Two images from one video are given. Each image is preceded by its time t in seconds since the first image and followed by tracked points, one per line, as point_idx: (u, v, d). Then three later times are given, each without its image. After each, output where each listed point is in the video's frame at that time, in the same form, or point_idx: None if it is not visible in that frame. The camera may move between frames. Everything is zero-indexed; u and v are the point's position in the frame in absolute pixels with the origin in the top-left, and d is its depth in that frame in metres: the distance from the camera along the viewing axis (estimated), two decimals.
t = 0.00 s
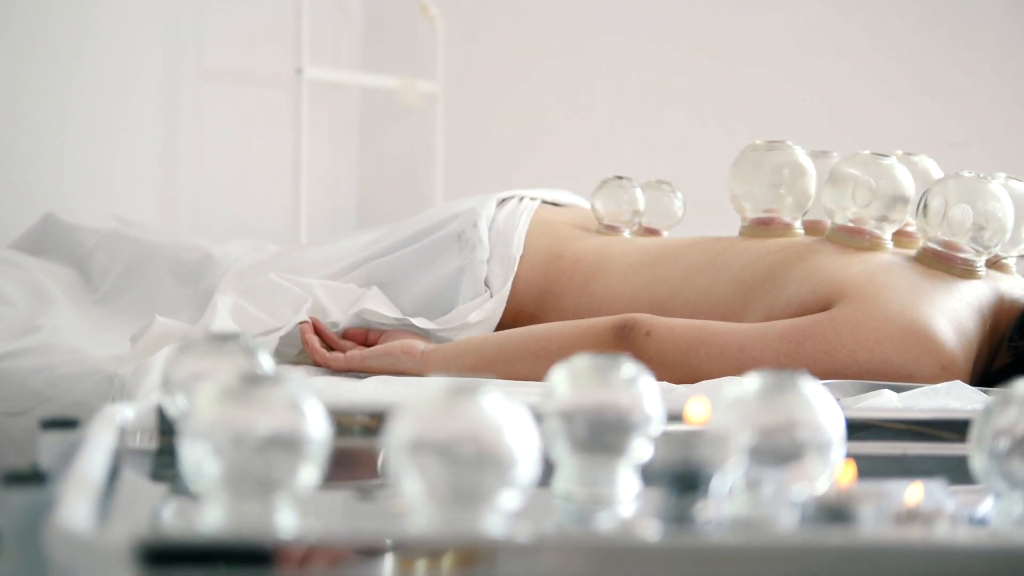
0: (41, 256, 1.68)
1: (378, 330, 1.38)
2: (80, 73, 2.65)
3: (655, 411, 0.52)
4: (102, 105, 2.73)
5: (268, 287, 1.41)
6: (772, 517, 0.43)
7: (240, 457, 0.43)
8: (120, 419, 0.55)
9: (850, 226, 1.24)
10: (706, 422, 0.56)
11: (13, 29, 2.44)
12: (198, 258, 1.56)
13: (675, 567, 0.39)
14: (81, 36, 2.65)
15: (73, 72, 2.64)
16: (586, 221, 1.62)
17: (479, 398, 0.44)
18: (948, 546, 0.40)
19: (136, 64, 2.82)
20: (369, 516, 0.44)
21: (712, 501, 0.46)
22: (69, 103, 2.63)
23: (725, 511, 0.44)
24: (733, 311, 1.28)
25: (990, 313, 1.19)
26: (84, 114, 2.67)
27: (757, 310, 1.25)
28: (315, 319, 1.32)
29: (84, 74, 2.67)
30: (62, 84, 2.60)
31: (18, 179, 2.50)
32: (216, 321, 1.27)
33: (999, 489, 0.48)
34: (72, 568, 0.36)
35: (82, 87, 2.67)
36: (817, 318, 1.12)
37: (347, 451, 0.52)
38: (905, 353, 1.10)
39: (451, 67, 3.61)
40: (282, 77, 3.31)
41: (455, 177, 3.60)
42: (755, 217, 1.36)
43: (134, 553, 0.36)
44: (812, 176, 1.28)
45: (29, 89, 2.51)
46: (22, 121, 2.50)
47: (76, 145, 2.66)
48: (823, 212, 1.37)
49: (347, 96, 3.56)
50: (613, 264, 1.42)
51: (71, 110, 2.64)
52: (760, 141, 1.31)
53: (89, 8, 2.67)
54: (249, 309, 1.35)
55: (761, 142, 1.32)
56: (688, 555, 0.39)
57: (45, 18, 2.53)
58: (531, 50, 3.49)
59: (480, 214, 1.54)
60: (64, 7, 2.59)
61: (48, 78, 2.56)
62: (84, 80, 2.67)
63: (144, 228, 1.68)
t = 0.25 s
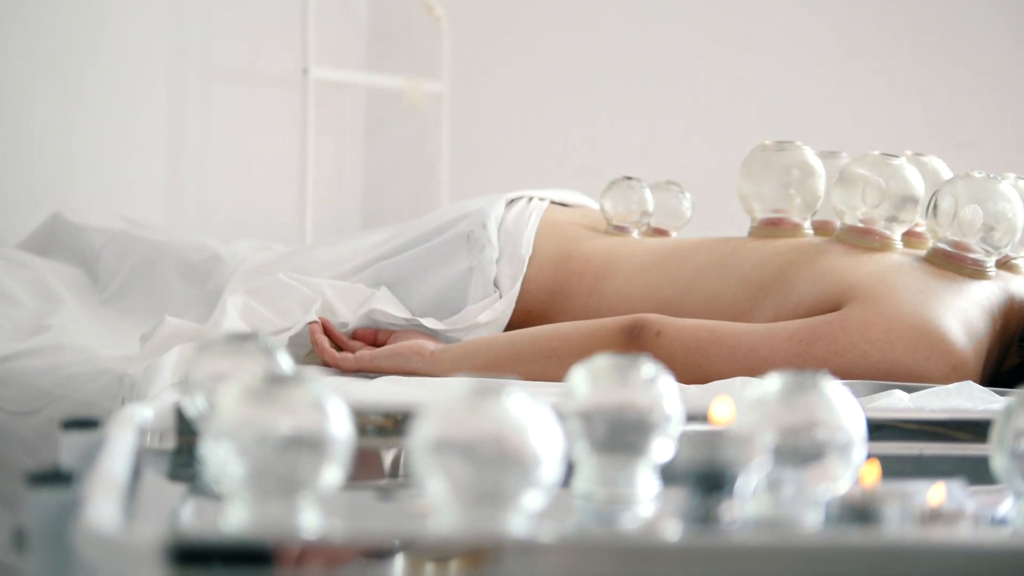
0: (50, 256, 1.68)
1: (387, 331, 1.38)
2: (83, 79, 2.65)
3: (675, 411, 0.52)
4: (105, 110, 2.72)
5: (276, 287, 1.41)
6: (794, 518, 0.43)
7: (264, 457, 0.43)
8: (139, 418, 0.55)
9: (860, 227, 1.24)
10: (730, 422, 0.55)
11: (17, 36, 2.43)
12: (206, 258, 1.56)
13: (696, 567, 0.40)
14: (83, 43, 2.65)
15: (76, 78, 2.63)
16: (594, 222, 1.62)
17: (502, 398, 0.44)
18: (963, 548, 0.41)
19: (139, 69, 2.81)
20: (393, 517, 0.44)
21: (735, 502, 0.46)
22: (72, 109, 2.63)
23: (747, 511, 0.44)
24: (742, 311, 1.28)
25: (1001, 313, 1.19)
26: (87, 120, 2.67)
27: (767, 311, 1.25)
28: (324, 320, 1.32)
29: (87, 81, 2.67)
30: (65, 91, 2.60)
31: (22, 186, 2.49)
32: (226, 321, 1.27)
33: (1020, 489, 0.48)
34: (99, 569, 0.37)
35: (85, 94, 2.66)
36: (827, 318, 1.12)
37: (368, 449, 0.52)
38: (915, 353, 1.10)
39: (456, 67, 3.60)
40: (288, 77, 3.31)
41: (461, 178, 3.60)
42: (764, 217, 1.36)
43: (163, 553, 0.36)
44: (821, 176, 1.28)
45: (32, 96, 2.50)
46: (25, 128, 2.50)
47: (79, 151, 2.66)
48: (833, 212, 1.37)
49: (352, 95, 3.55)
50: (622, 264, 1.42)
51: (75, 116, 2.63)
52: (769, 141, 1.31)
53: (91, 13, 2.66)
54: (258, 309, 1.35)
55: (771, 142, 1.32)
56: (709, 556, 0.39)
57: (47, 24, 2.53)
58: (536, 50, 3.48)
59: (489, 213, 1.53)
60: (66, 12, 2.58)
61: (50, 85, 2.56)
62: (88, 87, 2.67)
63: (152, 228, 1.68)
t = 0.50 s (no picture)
0: (55, 256, 1.68)
1: (394, 331, 1.38)
2: (88, 80, 2.65)
3: (689, 411, 0.52)
4: (110, 112, 2.72)
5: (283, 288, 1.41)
6: (811, 518, 0.43)
7: (281, 457, 0.43)
8: (153, 419, 0.55)
9: (866, 227, 1.24)
10: (745, 421, 0.55)
11: (24, 37, 2.43)
12: (212, 258, 1.56)
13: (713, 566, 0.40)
14: (88, 44, 2.64)
15: (82, 80, 2.63)
16: (601, 222, 1.62)
17: (520, 398, 0.44)
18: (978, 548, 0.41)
19: (144, 72, 2.81)
20: (411, 517, 0.44)
21: (750, 502, 0.46)
22: (78, 110, 2.63)
23: (763, 512, 0.44)
24: (749, 312, 1.28)
25: (1008, 313, 1.19)
26: (93, 121, 2.67)
27: (773, 312, 1.25)
28: (331, 320, 1.32)
29: (92, 82, 2.67)
30: (70, 92, 2.60)
31: (29, 187, 2.50)
32: (233, 321, 1.26)
33: None
34: (118, 568, 0.37)
35: (90, 95, 2.66)
36: (835, 318, 1.12)
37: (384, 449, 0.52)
38: (923, 354, 1.10)
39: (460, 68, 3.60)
40: (293, 78, 3.31)
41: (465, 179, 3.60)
42: (770, 218, 1.36)
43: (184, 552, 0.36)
44: (828, 177, 1.28)
45: (38, 98, 2.50)
46: (31, 130, 2.50)
47: (86, 152, 2.66)
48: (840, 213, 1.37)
49: (356, 96, 3.55)
50: (628, 265, 1.42)
51: (80, 117, 2.63)
52: (776, 141, 1.31)
53: (96, 14, 2.66)
54: (264, 310, 1.35)
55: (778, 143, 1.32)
56: (726, 554, 0.40)
57: (53, 26, 2.52)
58: (540, 51, 3.48)
59: (495, 213, 1.53)
60: (71, 14, 2.58)
61: (56, 87, 2.56)
62: (93, 88, 2.67)
63: (157, 228, 1.68)
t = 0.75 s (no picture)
0: (56, 257, 1.68)
1: (395, 331, 1.38)
2: (92, 79, 2.65)
3: (692, 411, 0.52)
4: (113, 111, 2.73)
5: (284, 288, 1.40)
6: (813, 518, 0.43)
7: (284, 458, 0.43)
8: (155, 419, 0.55)
9: (868, 227, 1.24)
10: (747, 420, 0.55)
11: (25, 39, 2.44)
12: (212, 258, 1.56)
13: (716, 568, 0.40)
14: (91, 42, 2.65)
15: (85, 78, 2.64)
16: (602, 222, 1.62)
17: (523, 398, 0.44)
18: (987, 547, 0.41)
19: (147, 71, 2.82)
20: (414, 517, 0.44)
21: (752, 502, 0.46)
22: (80, 110, 2.63)
23: (766, 511, 0.45)
24: (750, 312, 1.28)
25: (1010, 313, 1.19)
26: (96, 120, 2.68)
27: (775, 311, 1.25)
28: (333, 320, 1.32)
29: (95, 80, 2.67)
30: (73, 92, 2.61)
31: (31, 188, 2.50)
32: (234, 321, 1.26)
33: None
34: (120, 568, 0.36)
35: (93, 94, 2.67)
36: (836, 318, 1.12)
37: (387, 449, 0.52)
38: (925, 354, 1.10)
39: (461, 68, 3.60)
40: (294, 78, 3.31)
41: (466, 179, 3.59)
42: (772, 217, 1.36)
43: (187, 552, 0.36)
44: (829, 177, 1.28)
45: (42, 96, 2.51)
46: (34, 128, 2.51)
47: (87, 153, 2.66)
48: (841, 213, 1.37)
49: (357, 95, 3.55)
50: (630, 265, 1.42)
51: (82, 117, 2.64)
52: (777, 142, 1.31)
53: (99, 13, 2.67)
54: (266, 310, 1.35)
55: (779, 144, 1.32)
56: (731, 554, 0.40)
57: (57, 25, 2.53)
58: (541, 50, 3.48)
59: (496, 213, 1.53)
60: (74, 12, 2.58)
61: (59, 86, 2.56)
62: (96, 86, 2.67)
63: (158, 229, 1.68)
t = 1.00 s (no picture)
0: (55, 257, 1.68)
1: (394, 331, 1.38)
2: (90, 79, 2.65)
3: (688, 411, 0.52)
4: (112, 111, 2.72)
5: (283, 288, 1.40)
6: (809, 518, 0.43)
7: (280, 458, 0.43)
8: (152, 420, 0.55)
9: (866, 227, 1.24)
10: (743, 420, 0.55)
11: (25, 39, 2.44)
12: (211, 258, 1.56)
13: (717, 567, 0.40)
14: (91, 43, 2.65)
15: (83, 79, 2.63)
16: (601, 223, 1.62)
17: (518, 398, 0.44)
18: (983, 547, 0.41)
19: (145, 70, 2.82)
20: (410, 517, 0.44)
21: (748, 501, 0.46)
22: (79, 110, 2.63)
23: (762, 511, 0.45)
24: (748, 312, 1.28)
25: (1008, 313, 1.19)
26: (94, 120, 2.67)
27: (773, 312, 1.25)
28: (331, 320, 1.32)
29: (93, 81, 2.67)
30: (72, 92, 2.60)
31: (31, 190, 2.50)
32: (233, 321, 1.26)
33: None
34: (115, 568, 0.36)
35: (91, 94, 2.66)
36: (835, 318, 1.12)
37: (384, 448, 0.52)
38: (923, 354, 1.10)
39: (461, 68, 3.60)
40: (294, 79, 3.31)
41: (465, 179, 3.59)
42: (770, 218, 1.36)
43: (184, 553, 0.36)
44: (827, 177, 1.28)
45: (41, 96, 2.50)
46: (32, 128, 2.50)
47: (88, 154, 2.67)
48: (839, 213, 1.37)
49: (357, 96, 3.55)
50: (629, 266, 1.42)
51: (81, 117, 2.64)
52: (776, 142, 1.31)
53: (96, 13, 2.66)
54: (264, 310, 1.35)
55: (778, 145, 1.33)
56: (730, 555, 0.40)
57: (58, 25, 2.53)
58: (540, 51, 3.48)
59: (495, 214, 1.52)
60: (74, 13, 2.59)
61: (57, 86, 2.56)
62: (94, 86, 2.67)
63: (157, 229, 1.68)
